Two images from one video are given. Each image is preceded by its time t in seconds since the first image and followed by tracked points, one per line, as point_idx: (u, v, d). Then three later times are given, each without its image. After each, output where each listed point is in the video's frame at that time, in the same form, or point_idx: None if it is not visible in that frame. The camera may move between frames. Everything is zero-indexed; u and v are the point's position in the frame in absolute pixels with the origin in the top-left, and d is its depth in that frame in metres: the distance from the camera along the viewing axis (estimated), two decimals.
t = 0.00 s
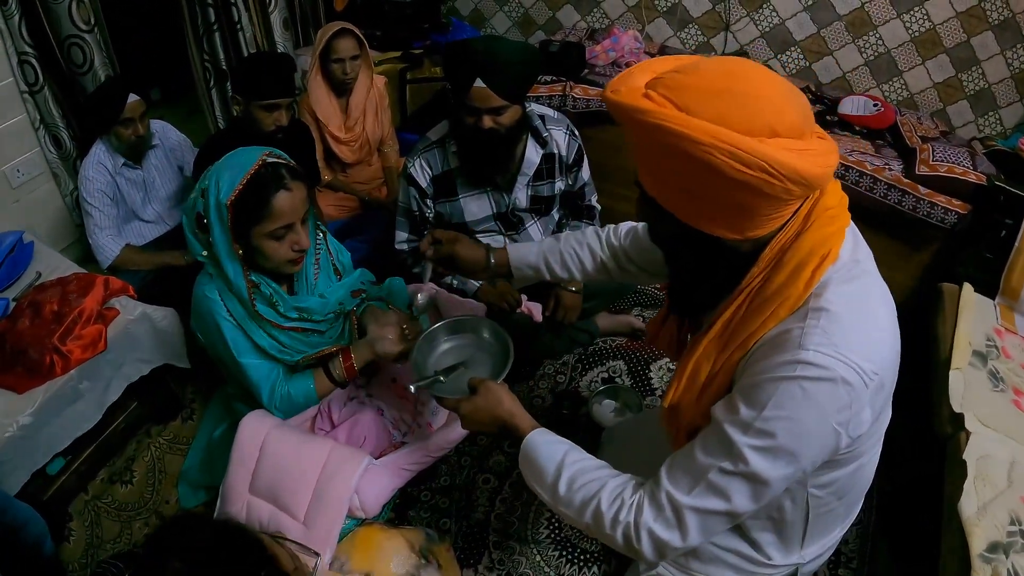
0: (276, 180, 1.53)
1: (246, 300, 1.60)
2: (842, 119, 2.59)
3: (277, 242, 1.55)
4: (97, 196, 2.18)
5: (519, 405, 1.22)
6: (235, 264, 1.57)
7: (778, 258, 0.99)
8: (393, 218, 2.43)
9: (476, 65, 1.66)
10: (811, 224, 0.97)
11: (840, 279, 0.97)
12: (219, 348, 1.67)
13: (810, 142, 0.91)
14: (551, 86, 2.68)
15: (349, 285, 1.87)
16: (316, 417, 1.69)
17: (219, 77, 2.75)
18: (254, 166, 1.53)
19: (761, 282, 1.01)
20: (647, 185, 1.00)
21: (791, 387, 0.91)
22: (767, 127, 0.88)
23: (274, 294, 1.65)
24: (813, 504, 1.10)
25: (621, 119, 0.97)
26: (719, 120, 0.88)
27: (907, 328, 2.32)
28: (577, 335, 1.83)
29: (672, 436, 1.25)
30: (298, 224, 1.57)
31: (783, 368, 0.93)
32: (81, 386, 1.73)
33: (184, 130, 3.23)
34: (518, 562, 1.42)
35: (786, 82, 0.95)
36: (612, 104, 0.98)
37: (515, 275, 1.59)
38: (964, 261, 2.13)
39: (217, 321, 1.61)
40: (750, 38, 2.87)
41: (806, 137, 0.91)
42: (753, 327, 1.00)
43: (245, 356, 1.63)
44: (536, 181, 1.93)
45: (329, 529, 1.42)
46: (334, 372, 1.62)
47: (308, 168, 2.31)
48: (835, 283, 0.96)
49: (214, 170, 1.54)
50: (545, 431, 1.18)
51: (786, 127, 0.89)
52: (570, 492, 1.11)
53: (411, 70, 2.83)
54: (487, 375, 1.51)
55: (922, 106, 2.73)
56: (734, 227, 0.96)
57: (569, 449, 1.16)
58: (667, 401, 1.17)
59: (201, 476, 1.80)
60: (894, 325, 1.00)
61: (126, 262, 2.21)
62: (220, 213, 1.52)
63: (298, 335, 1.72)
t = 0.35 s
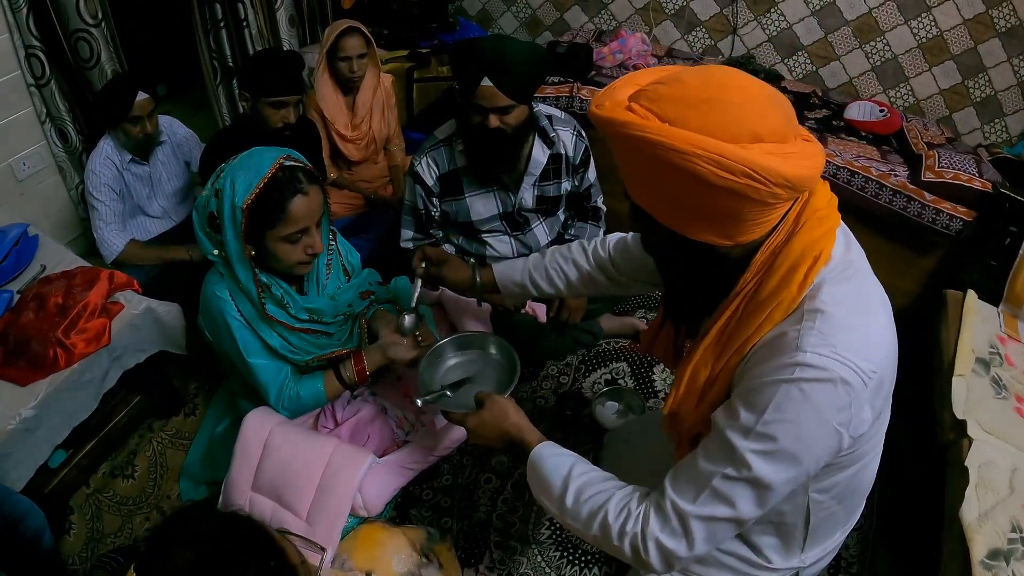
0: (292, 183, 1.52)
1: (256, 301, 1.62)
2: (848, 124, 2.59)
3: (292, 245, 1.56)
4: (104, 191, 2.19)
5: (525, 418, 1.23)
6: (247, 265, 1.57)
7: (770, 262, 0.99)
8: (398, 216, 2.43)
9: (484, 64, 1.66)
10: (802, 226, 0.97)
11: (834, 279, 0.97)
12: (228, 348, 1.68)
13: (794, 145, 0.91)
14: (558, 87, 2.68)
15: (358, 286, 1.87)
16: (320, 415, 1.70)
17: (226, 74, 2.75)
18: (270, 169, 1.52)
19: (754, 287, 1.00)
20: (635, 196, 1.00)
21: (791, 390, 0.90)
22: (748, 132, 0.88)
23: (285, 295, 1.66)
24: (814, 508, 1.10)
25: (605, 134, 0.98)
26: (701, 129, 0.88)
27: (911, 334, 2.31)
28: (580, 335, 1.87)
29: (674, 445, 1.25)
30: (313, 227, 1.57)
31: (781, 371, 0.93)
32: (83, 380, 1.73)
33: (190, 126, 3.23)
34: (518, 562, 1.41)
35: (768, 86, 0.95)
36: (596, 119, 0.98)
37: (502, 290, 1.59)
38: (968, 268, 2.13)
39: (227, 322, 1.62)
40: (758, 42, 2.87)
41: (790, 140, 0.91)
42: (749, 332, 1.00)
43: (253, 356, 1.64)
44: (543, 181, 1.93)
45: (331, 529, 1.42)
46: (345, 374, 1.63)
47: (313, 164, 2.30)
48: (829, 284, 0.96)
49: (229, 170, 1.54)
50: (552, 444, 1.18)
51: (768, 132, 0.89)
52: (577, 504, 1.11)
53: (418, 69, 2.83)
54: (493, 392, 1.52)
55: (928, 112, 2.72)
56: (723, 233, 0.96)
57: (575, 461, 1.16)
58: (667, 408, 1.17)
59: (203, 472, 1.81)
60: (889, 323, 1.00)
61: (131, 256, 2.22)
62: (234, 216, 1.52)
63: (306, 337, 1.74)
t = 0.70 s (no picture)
0: (297, 181, 1.52)
1: (259, 297, 1.62)
2: (853, 124, 2.59)
3: (296, 243, 1.55)
4: (108, 186, 2.18)
5: (528, 418, 1.23)
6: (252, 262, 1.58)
7: (769, 262, 0.98)
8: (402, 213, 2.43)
9: (489, 61, 1.66)
10: (801, 226, 0.96)
11: (834, 278, 0.96)
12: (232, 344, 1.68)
13: (792, 144, 0.91)
14: (563, 85, 2.68)
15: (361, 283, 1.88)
16: (323, 411, 1.71)
17: (231, 70, 2.75)
18: (275, 166, 1.52)
19: (754, 286, 1.00)
20: (634, 197, 1.00)
21: (790, 389, 0.90)
22: (746, 133, 0.87)
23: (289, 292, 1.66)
24: (816, 507, 1.09)
25: (602, 136, 0.97)
26: (698, 130, 0.88)
27: (915, 335, 2.30)
28: (584, 334, 1.83)
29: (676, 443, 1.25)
30: (317, 225, 1.57)
31: (781, 370, 0.92)
32: (86, 374, 1.73)
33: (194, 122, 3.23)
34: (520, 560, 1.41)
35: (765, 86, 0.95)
36: (594, 121, 0.98)
37: (504, 289, 1.58)
38: (973, 269, 2.13)
39: (231, 318, 1.62)
40: (763, 41, 2.86)
41: (788, 140, 0.91)
42: (749, 332, 1.00)
43: (257, 352, 1.64)
44: (548, 178, 1.92)
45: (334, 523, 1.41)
46: (349, 370, 1.63)
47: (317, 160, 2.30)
48: (829, 283, 0.96)
49: (233, 167, 1.54)
50: (554, 443, 1.18)
51: (766, 133, 0.88)
52: (578, 502, 1.10)
53: (423, 66, 2.82)
54: (497, 391, 1.51)
55: (934, 113, 2.71)
56: (722, 233, 0.95)
57: (577, 460, 1.16)
58: (668, 408, 1.16)
59: (205, 468, 1.81)
60: (891, 323, 0.99)
61: (135, 252, 2.21)
62: (238, 214, 1.53)
63: (310, 333, 1.73)
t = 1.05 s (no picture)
0: (295, 181, 1.52)
1: (257, 294, 1.62)
2: (856, 121, 2.58)
3: (294, 241, 1.56)
4: (111, 186, 2.19)
5: (530, 413, 1.23)
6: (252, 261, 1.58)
7: (774, 255, 0.98)
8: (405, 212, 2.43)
9: (491, 58, 1.66)
10: (805, 220, 0.96)
11: (837, 273, 0.96)
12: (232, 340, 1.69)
13: (801, 137, 0.91)
14: (566, 83, 2.68)
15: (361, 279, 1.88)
16: (327, 409, 1.71)
17: (233, 70, 2.75)
18: (273, 165, 1.51)
19: (758, 279, 1.00)
20: (641, 181, 1.00)
21: (793, 384, 0.90)
22: (757, 120, 0.87)
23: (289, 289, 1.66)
24: (818, 505, 1.09)
25: (614, 116, 0.98)
26: (710, 114, 0.88)
27: (920, 332, 2.29)
28: (586, 331, 1.86)
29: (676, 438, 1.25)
30: (315, 224, 1.58)
31: (784, 365, 0.92)
32: (90, 373, 1.73)
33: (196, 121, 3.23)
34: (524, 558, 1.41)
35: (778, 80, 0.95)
36: (605, 101, 0.98)
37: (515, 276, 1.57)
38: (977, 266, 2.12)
39: (231, 314, 1.62)
40: (766, 38, 2.86)
41: (797, 132, 0.91)
42: (751, 325, 0.99)
43: (257, 348, 1.65)
44: (551, 175, 1.93)
45: (338, 521, 1.41)
46: (348, 364, 1.64)
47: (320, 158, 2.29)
48: (833, 278, 0.95)
49: (232, 166, 1.54)
50: (558, 438, 1.18)
51: (778, 123, 0.88)
52: (581, 498, 1.10)
53: (426, 64, 2.83)
54: (500, 385, 1.51)
55: (937, 109, 2.71)
56: (726, 222, 0.95)
57: (580, 456, 1.15)
58: (669, 402, 1.16)
59: (209, 467, 1.81)
60: (894, 319, 0.99)
61: (138, 251, 2.22)
62: (236, 213, 1.52)
63: (310, 329, 1.74)
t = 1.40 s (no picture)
0: (293, 191, 1.53)
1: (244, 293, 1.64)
2: (857, 116, 2.58)
3: (285, 247, 1.57)
4: (111, 186, 2.18)
5: (546, 412, 1.22)
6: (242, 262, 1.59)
7: (791, 249, 0.98)
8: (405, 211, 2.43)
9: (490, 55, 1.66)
10: (824, 215, 0.96)
11: (856, 269, 0.96)
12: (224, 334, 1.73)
13: (822, 129, 0.91)
14: (566, 80, 2.68)
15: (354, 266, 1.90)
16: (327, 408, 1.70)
17: (232, 70, 2.75)
18: (270, 173, 1.52)
19: (775, 274, 1.00)
20: (660, 169, 1.00)
21: (812, 380, 0.89)
22: (779, 109, 0.87)
23: (279, 281, 1.69)
24: (826, 503, 1.09)
25: (635, 104, 0.98)
26: (733, 101, 0.88)
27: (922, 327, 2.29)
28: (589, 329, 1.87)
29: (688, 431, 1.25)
30: (308, 231, 1.58)
31: (802, 360, 0.91)
32: (91, 375, 1.73)
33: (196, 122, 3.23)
34: (527, 555, 1.41)
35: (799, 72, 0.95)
36: (628, 88, 0.98)
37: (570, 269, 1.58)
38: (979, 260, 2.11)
39: (219, 307, 1.68)
40: (766, 33, 2.85)
41: (819, 124, 0.91)
42: (768, 319, 0.99)
43: (246, 340, 1.69)
44: (551, 172, 1.93)
45: (338, 520, 1.41)
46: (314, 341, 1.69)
47: (320, 158, 2.29)
48: (851, 274, 0.95)
49: (228, 167, 1.54)
50: (572, 436, 1.18)
51: (799, 112, 0.88)
52: (598, 497, 1.10)
53: (425, 63, 2.83)
54: (512, 383, 1.50)
55: (937, 104, 2.70)
56: (746, 213, 0.95)
57: (597, 454, 1.15)
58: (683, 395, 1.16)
59: (212, 467, 1.82)
60: (911, 316, 0.99)
61: (139, 252, 2.22)
62: (230, 218, 1.52)
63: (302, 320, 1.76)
